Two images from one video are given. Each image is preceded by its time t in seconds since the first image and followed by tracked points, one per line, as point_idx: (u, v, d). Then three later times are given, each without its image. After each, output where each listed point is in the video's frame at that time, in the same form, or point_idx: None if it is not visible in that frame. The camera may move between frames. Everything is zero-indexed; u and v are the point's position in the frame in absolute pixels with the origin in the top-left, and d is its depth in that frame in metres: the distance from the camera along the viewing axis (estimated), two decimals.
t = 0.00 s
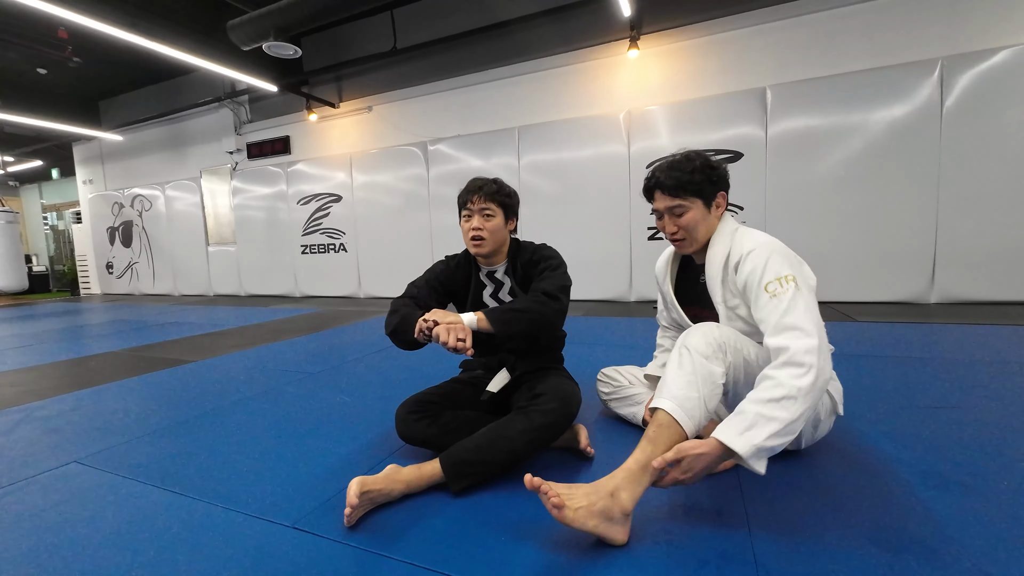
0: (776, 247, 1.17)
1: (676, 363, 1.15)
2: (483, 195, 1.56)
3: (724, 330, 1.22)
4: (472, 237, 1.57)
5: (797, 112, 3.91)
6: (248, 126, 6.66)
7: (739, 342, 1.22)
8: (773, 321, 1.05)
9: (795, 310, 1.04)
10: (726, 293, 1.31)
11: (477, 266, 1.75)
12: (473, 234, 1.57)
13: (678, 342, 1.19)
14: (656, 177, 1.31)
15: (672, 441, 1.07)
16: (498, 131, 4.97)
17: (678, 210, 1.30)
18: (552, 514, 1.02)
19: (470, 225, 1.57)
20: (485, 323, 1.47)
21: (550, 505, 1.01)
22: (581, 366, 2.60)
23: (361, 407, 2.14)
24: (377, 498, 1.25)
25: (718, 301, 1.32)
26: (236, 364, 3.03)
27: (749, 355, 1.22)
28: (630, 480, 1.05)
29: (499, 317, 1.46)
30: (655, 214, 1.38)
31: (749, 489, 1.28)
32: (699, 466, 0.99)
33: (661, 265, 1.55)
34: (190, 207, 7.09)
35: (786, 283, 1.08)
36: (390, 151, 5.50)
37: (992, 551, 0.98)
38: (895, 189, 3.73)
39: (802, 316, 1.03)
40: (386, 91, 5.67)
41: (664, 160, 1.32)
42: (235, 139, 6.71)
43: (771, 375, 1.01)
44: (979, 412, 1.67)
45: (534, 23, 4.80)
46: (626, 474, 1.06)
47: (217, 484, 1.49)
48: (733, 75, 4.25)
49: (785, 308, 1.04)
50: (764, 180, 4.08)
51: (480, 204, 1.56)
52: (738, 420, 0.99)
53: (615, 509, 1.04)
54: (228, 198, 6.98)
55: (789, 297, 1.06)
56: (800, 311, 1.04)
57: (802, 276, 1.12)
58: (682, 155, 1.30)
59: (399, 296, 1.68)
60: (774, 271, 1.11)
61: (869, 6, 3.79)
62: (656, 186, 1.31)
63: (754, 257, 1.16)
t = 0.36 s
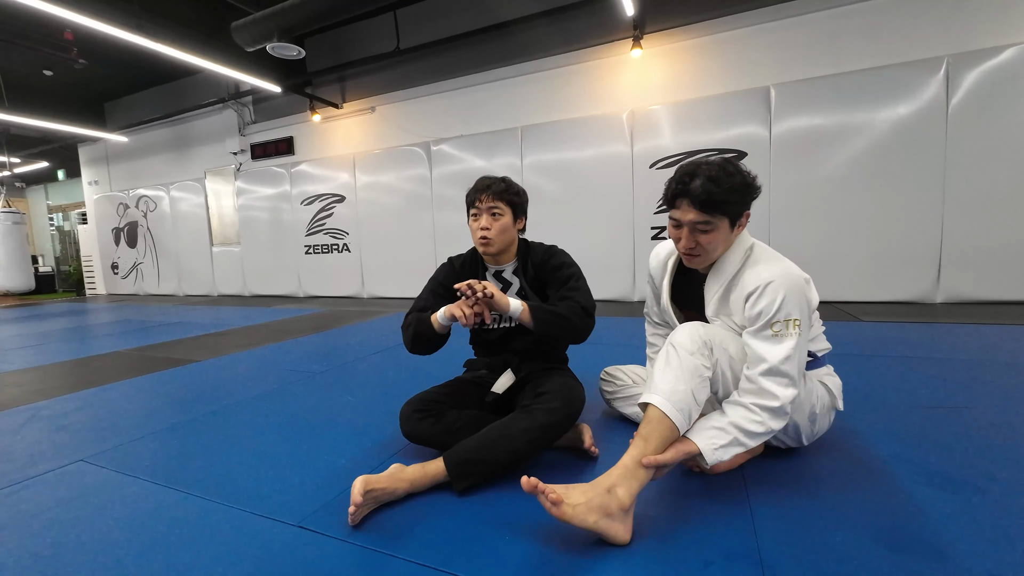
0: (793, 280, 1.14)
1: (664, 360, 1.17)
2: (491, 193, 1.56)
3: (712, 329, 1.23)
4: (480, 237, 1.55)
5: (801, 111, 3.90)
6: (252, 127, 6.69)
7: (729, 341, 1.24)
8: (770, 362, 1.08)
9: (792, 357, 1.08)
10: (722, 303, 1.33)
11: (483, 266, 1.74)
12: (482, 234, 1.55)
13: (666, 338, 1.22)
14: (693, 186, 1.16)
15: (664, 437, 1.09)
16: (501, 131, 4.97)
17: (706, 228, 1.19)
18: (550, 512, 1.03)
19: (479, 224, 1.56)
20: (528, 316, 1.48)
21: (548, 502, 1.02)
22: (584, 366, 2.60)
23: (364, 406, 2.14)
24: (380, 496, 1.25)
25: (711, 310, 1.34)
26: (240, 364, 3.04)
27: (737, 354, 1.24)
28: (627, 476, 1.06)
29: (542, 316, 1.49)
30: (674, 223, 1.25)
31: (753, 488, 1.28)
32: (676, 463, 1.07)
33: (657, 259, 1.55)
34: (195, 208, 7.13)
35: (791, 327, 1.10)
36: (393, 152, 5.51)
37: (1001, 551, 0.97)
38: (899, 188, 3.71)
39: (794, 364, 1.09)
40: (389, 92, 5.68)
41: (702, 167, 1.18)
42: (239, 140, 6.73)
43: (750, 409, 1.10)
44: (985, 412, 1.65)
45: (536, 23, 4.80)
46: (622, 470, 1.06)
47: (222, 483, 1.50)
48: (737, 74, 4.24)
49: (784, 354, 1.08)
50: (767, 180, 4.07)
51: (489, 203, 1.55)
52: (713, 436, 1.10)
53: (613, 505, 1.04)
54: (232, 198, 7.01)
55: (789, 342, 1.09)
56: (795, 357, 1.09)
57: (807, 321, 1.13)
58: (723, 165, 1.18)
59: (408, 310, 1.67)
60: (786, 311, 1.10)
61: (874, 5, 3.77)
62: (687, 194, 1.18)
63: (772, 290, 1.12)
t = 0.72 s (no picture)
0: (803, 279, 1.15)
1: (670, 361, 1.16)
2: (498, 195, 1.56)
3: (719, 330, 1.23)
4: (485, 238, 1.56)
5: (803, 111, 3.89)
6: (254, 127, 6.70)
7: (737, 344, 1.25)
8: (782, 361, 1.08)
9: (803, 355, 1.08)
10: (731, 304, 1.32)
11: (489, 268, 1.73)
12: (487, 235, 1.55)
13: (672, 339, 1.21)
14: (712, 182, 1.14)
15: (669, 440, 1.08)
16: (503, 131, 4.97)
17: (722, 225, 1.17)
18: (553, 515, 1.03)
19: (484, 225, 1.56)
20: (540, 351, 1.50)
21: (550, 506, 1.02)
22: (587, 366, 2.60)
23: (367, 406, 2.14)
24: (382, 498, 1.25)
25: (719, 310, 1.34)
26: (243, 364, 3.05)
27: (745, 356, 1.25)
28: (630, 478, 1.06)
29: (552, 348, 1.51)
30: (689, 219, 1.23)
31: (756, 488, 1.28)
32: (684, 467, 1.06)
33: (666, 257, 1.54)
34: (198, 209, 7.16)
35: (802, 325, 1.10)
36: (395, 152, 5.52)
37: (1006, 551, 0.97)
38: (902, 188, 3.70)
39: (806, 364, 1.08)
40: (391, 92, 5.68)
41: (721, 162, 1.16)
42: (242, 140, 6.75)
43: (761, 408, 1.09)
44: (990, 412, 1.65)
45: (537, 23, 4.81)
46: (625, 472, 1.06)
47: (226, 482, 1.50)
48: (739, 74, 4.23)
49: (796, 352, 1.07)
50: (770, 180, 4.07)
51: (495, 205, 1.56)
52: (726, 437, 1.08)
53: (617, 507, 1.04)
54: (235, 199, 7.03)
55: (800, 340, 1.09)
56: (806, 356, 1.08)
57: (819, 320, 1.12)
58: (743, 160, 1.16)
59: (423, 326, 1.67)
60: (797, 310, 1.10)
61: (875, 4, 3.76)
62: (705, 190, 1.16)
63: (783, 289, 1.12)
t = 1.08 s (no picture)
0: (810, 285, 1.14)
1: (669, 362, 1.17)
2: (502, 198, 1.56)
3: (720, 332, 1.23)
4: (490, 242, 1.56)
5: (804, 110, 3.88)
6: (256, 128, 6.72)
7: (737, 345, 1.24)
8: (778, 363, 1.08)
9: (800, 360, 1.08)
10: (737, 305, 1.32)
11: (493, 270, 1.72)
12: (492, 239, 1.56)
13: (671, 340, 1.21)
14: (728, 182, 1.13)
15: (667, 441, 1.09)
16: (504, 131, 4.97)
17: (736, 226, 1.16)
18: (550, 515, 1.03)
19: (489, 228, 1.56)
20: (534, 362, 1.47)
21: (548, 506, 1.02)
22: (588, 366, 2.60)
23: (368, 406, 2.15)
24: (384, 499, 1.25)
25: (724, 311, 1.34)
26: (245, 364, 3.06)
27: (744, 358, 1.24)
28: (629, 480, 1.06)
29: (548, 358, 1.49)
30: (702, 219, 1.22)
31: (757, 489, 1.28)
32: (673, 477, 1.06)
33: (674, 254, 1.54)
34: (200, 209, 7.18)
35: (803, 331, 1.10)
36: (396, 153, 5.53)
37: (1007, 552, 0.97)
38: (904, 188, 3.69)
39: (804, 370, 1.08)
40: (392, 93, 5.69)
41: (736, 162, 1.15)
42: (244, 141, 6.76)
43: (753, 413, 1.09)
44: (992, 413, 1.64)
45: (538, 23, 4.81)
46: (624, 473, 1.06)
47: (229, 482, 1.51)
48: (740, 74, 4.23)
49: (792, 357, 1.08)
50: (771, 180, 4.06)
51: (499, 208, 1.56)
52: (714, 443, 1.08)
53: (616, 508, 1.04)
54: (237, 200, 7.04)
55: (799, 346, 1.09)
56: (804, 361, 1.08)
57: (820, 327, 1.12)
58: (758, 161, 1.15)
59: (432, 331, 1.67)
60: (800, 316, 1.10)
61: (877, 3, 3.75)
62: (719, 190, 1.15)
63: (788, 293, 1.12)
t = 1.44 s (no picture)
0: (824, 286, 1.14)
1: (679, 363, 1.17)
2: (512, 199, 1.56)
3: (732, 334, 1.22)
4: (501, 244, 1.55)
5: (805, 110, 3.88)
6: (257, 128, 6.73)
7: (749, 348, 1.24)
8: (802, 372, 1.08)
9: (822, 366, 1.08)
10: (747, 307, 1.31)
11: (493, 270, 1.71)
12: (504, 240, 1.55)
13: (681, 340, 1.22)
14: (737, 185, 1.12)
15: (677, 440, 1.09)
16: (505, 132, 4.97)
17: (746, 229, 1.16)
18: (555, 514, 1.03)
19: (499, 229, 1.55)
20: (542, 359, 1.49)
21: (552, 505, 1.02)
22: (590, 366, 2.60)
23: (371, 406, 2.15)
24: (384, 498, 1.25)
25: (734, 313, 1.33)
26: (247, 364, 3.06)
27: (759, 360, 1.24)
28: (634, 479, 1.05)
29: (556, 356, 1.50)
30: (711, 221, 1.21)
31: (759, 489, 1.28)
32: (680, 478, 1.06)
33: (683, 254, 1.54)
34: (202, 209, 7.19)
35: (821, 334, 1.10)
36: (397, 153, 5.53)
37: (1008, 552, 0.97)
38: (906, 188, 3.69)
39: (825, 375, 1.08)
40: (393, 93, 5.70)
41: (747, 164, 1.14)
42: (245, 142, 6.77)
43: (781, 414, 1.11)
44: (994, 414, 1.64)
45: (539, 23, 4.81)
46: (630, 473, 1.06)
47: (231, 482, 1.51)
48: (741, 74, 4.22)
49: (814, 363, 1.08)
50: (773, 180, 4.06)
51: (511, 209, 1.56)
52: (740, 438, 1.11)
53: (620, 509, 1.03)
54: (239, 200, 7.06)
55: (819, 350, 1.09)
56: (825, 366, 1.09)
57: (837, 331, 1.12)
58: (769, 163, 1.14)
59: (433, 333, 1.66)
60: (816, 319, 1.10)
61: (879, 3, 3.75)
62: (729, 193, 1.14)
63: (803, 296, 1.12)
